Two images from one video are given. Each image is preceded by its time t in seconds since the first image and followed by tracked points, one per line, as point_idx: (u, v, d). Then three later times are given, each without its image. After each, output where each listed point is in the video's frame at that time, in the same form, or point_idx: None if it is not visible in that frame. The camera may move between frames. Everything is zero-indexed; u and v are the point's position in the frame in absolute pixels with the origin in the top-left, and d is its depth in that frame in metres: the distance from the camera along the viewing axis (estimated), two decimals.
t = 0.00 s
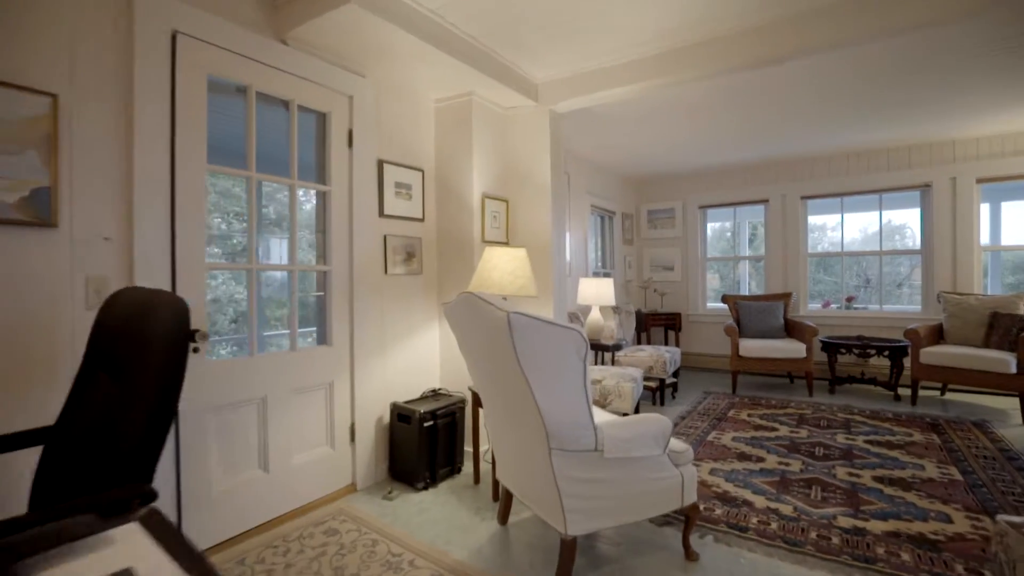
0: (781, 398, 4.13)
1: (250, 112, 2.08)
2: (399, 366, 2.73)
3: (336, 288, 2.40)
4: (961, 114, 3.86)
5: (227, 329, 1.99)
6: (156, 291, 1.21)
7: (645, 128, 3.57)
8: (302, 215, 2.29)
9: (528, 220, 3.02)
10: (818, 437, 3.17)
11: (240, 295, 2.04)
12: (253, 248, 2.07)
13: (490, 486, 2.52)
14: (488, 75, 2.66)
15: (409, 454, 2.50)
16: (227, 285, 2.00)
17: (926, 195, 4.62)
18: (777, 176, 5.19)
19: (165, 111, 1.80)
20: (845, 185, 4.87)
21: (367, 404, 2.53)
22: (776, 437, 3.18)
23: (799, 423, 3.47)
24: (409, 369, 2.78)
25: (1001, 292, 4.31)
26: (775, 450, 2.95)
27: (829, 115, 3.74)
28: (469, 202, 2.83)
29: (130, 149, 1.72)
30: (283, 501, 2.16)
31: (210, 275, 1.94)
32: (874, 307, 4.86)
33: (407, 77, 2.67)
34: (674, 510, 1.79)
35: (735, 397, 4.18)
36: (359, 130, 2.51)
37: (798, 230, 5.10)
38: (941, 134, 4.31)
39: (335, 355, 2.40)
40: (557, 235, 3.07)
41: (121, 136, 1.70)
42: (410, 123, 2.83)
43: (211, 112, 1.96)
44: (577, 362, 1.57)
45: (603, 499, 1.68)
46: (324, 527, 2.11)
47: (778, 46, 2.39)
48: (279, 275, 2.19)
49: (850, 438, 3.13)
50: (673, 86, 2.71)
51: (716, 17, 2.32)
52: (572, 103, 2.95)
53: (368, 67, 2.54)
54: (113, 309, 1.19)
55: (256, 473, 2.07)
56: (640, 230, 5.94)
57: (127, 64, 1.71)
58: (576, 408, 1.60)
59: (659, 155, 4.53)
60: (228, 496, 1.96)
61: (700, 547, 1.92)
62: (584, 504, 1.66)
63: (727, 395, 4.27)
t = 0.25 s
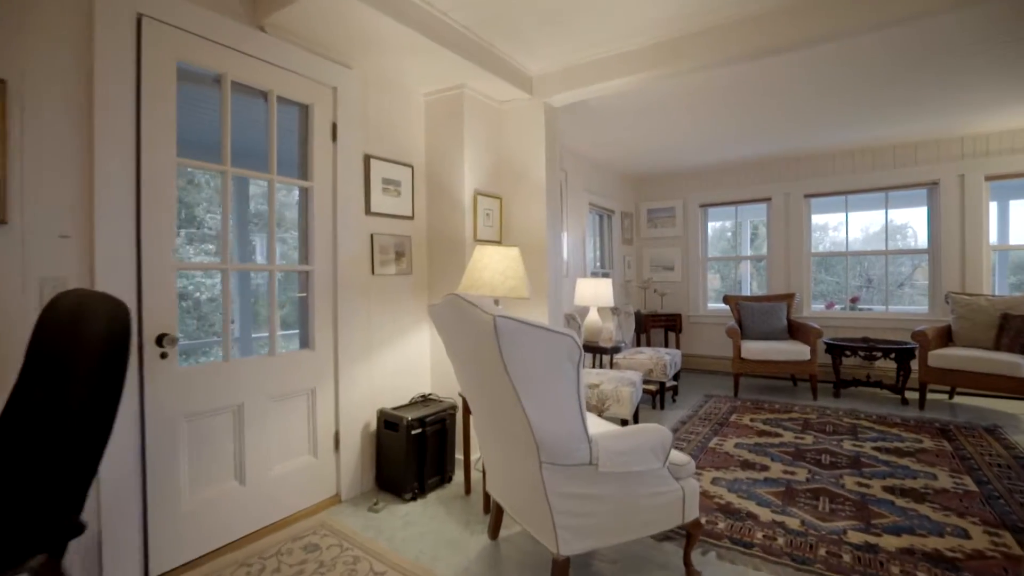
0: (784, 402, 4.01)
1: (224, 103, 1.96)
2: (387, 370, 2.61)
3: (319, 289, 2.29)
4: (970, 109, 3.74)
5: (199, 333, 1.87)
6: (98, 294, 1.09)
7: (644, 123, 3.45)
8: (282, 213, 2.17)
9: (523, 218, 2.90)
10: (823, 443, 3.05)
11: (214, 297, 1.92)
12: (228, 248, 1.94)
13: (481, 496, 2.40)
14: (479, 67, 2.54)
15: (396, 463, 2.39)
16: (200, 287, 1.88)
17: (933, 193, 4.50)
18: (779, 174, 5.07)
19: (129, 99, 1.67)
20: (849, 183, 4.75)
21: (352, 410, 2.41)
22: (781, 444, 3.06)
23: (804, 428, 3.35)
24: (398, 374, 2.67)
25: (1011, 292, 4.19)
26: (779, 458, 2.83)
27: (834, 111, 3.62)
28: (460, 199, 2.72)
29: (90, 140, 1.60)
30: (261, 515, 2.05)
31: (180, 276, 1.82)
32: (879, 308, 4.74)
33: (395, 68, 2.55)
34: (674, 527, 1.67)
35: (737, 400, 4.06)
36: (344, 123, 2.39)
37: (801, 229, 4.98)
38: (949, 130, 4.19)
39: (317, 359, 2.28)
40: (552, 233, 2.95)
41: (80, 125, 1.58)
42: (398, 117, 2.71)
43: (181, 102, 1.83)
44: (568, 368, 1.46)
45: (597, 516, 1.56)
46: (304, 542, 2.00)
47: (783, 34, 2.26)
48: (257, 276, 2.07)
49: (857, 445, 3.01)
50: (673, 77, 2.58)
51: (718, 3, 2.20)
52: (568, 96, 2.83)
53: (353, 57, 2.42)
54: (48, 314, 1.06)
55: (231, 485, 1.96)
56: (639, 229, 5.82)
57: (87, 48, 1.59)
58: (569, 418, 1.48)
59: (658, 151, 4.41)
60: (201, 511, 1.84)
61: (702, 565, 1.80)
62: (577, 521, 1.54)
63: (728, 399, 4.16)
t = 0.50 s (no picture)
0: (786, 406, 3.91)
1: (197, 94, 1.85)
2: (373, 375, 2.50)
3: (300, 290, 2.18)
4: (978, 104, 3.63)
5: (169, 338, 1.76)
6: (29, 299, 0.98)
7: (642, 118, 3.34)
8: (261, 211, 2.06)
9: (516, 216, 2.79)
10: (828, 451, 2.94)
11: (185, 299, 1.81)
12: (200, 247, 1.83)
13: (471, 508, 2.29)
14: (470, 58, 2.43)
15: (382, 473, 2.28)
16: (170, 289, 1.77)
17: (938, 191, 4.39)
18: (781, 173, 4.97)
19: (89, 88, 1.56)
20: (852, 181, 4.64)
21: (336, 418, 2.30)
22: (784, 451, 2.95)
23: (807, 434, 3.25)
24: (385, 379, 2.56)
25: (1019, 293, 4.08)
26: (783, 467, 2.72)
27: (838, 106, 3.52)
28: (450, 196, 2.61)
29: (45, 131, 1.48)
30: (238, 530, 1.94)
31: (147, 277, 1.70)
32: (883, 309, 4.64)
33: (382, 60, 2.45)
34: (673, 546, 1.56)
35: (738, 405, 3.95)
36: (327, 117, 2.29)
37: (803, 229, 4.87)
38: (954, 127, 4.08)
39: (298, 365, 2.17)
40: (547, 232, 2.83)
41: (34, 115, 1.47)
42: (386, 111, 2.60)
43: (149, 92, 1.72)
44: (558, 378, 1.34)
45: (590, 535, 1.45)
46: (282, 559, 1.88)
47: (787, 21, 2.14)
48: (233, 277, 1.96)
49: (863, 452, 2.91)
50: (671, 68, 2.47)
51: None
52: (562, 90, 2.72)
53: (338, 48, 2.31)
54: None
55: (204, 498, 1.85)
56: (638, 228, 5.72)
57: (41, 32, 1.48)
58: (559, 432, 1.37)
59: (657, 149, 4.30)
60: (171, 528, 1.73)
61: None
62: (568, 541, 1.43)
63: (729, 403, 4.05)
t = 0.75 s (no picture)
0: (783, 410, 3.81)
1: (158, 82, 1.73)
2: (353, 380, 2.39)
3: (273, 291, 2.07)
4: (978, 100, 3.55)
5: (126, 343, 1.64)
6: None
7: (635, 112, 3.23)
8: (230, 207, 1.94)
9: (504, 214, 2.69)
10: (827, 457, 2.85)
11: (144, 302, 1.69)
12: (162, 246, 1.71)
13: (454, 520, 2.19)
14: (454, 48, 2.32)
15: (360, 485, 2.17)
16: (127, 290, 1.65)
17: (937, 190, 4.31)
18: (777, 171, 4.88)
19: (34, 73, 1.45)
20: (850, 180, 4.56)
21: (313, 426, 2.19)
22: (781, 457, 2.85)
23: (805, 438, 3.15)
24: (366, 384, 2.45)
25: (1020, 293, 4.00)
26: (780, 474, 2.62)
27: (836, 101, 3.43)
28: (434, 193, 2.50)
29: None
30: (203, 546, 1.82)
31: (101, 277, 1.58)
32: (881, 310, 4.55)
33: (362, 50, 2.33)
34: (666, 567, 1.46)
35: (734, 408, 3.85)
36: (303, 109, 2.17)
37: (800, 228, 4.78)
38: (954, 124, 4.00)
39: (271, 370, 2.06)
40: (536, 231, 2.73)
41: None
42: (367, 104, 2.49)
43: (103, 79, 1.60)
44: (539, 390, 1.23)
45: (575, 556, 1.35)
46: None
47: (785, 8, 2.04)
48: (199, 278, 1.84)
49: (863, 458, 2.81)
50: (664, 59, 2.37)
51: None
52: (552, 83, 2.61)
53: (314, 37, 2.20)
54: None
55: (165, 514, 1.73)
56: (632, 228, 5.62)
57: None
58: (541, 448, 1.26)
59: (651, 146, 4.20)
60: (127, 546, 1.62)
61: None
62: (551, 563, 1.33)
63: (725, 406, 3.95)
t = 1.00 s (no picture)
0: (778, 414, 3.72)
1: (105, 68, 1.60)
2: (326, 387, 2.27)
3: (237, 294, 1.94)
4: (976, 97, 3.46)
5: (67, 350, 1.51)
6: None
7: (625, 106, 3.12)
8: (188, 204, 1.82)
9: (486, 213, 2.57)
10: (823, 464, 2.74)
11: (89, 305, 1.56)
12: (110, 245, 1.59)
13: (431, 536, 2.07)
14: (433, 37, 2.20)
15: (332, 499, 2.05)
16: (69, 292, 1.52)
17: (933, 189, 4.23)
18: (771, 169, 4.78)
19: None
20: (845, 179, 4.47)
21: (281, 436, 2.06)
22: (776, 465, 2.75)
23: (800, 444, 3.05)
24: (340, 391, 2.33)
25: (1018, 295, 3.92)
26: (774, 484, 2.51)
27: (831, 97, 3.33)
28: (413, 190, 2.38)
29: None
30: (157, 568, 1.69)
31: (39, 279, 1.46)
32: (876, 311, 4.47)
33: (335, 38, 2.21)
34: None
35: (727, 413, 3.75)
36: (270, 100, 2.05)
37: (795, 228, 4.69)
38: (951, 121, 3.91)
39: (234, 378, 1.93)
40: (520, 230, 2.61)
41: None
42: (342, 96, 2.37)
43: (41, 62, 1.47)
44: (507, 403, 1.12)
45: None
46: None
47: None
48: (153, 279, 1.72)
49: (860, 466, 2.71)
50: (653, 49, 2.26)
51: None
52: (537, 74, 2.50)
53: (283, 23, 2.07)
54: None
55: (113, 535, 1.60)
56: (624, 227, 5.51)
57: None
58: (511, 467, 1.15)
59: (642, 142, 4.09)
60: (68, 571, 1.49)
61: None
62: None
63: (718, 410, 3.85)
